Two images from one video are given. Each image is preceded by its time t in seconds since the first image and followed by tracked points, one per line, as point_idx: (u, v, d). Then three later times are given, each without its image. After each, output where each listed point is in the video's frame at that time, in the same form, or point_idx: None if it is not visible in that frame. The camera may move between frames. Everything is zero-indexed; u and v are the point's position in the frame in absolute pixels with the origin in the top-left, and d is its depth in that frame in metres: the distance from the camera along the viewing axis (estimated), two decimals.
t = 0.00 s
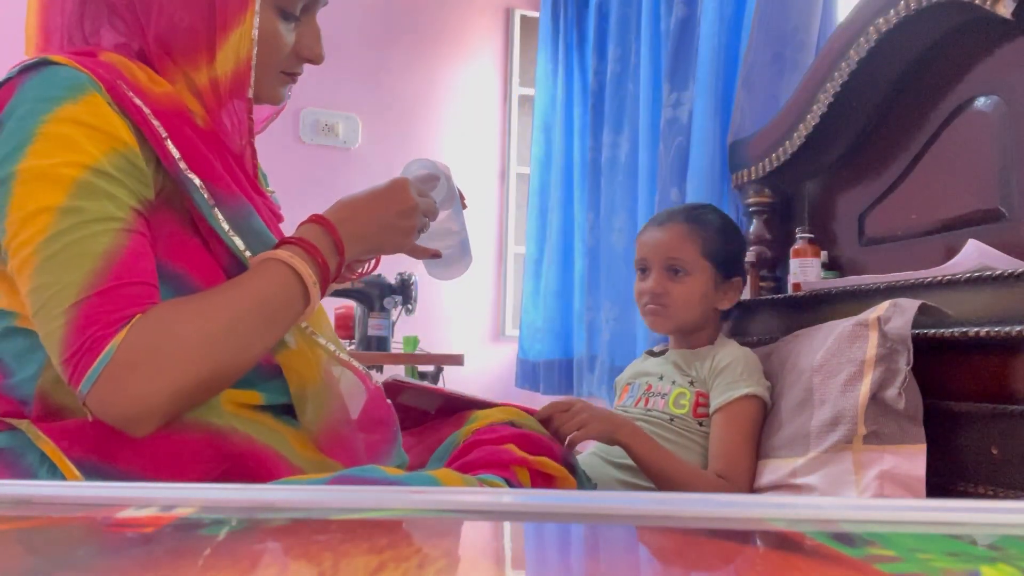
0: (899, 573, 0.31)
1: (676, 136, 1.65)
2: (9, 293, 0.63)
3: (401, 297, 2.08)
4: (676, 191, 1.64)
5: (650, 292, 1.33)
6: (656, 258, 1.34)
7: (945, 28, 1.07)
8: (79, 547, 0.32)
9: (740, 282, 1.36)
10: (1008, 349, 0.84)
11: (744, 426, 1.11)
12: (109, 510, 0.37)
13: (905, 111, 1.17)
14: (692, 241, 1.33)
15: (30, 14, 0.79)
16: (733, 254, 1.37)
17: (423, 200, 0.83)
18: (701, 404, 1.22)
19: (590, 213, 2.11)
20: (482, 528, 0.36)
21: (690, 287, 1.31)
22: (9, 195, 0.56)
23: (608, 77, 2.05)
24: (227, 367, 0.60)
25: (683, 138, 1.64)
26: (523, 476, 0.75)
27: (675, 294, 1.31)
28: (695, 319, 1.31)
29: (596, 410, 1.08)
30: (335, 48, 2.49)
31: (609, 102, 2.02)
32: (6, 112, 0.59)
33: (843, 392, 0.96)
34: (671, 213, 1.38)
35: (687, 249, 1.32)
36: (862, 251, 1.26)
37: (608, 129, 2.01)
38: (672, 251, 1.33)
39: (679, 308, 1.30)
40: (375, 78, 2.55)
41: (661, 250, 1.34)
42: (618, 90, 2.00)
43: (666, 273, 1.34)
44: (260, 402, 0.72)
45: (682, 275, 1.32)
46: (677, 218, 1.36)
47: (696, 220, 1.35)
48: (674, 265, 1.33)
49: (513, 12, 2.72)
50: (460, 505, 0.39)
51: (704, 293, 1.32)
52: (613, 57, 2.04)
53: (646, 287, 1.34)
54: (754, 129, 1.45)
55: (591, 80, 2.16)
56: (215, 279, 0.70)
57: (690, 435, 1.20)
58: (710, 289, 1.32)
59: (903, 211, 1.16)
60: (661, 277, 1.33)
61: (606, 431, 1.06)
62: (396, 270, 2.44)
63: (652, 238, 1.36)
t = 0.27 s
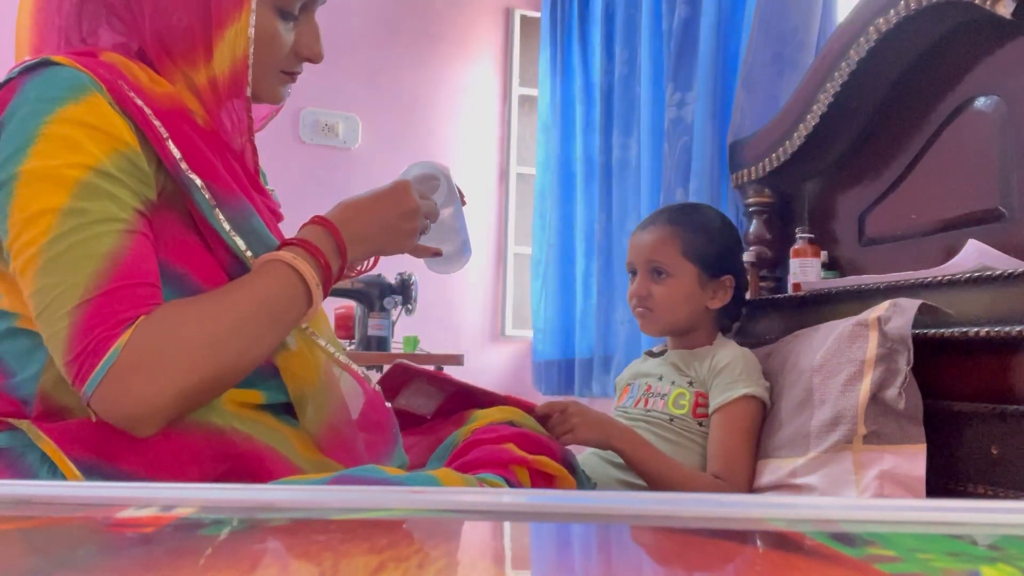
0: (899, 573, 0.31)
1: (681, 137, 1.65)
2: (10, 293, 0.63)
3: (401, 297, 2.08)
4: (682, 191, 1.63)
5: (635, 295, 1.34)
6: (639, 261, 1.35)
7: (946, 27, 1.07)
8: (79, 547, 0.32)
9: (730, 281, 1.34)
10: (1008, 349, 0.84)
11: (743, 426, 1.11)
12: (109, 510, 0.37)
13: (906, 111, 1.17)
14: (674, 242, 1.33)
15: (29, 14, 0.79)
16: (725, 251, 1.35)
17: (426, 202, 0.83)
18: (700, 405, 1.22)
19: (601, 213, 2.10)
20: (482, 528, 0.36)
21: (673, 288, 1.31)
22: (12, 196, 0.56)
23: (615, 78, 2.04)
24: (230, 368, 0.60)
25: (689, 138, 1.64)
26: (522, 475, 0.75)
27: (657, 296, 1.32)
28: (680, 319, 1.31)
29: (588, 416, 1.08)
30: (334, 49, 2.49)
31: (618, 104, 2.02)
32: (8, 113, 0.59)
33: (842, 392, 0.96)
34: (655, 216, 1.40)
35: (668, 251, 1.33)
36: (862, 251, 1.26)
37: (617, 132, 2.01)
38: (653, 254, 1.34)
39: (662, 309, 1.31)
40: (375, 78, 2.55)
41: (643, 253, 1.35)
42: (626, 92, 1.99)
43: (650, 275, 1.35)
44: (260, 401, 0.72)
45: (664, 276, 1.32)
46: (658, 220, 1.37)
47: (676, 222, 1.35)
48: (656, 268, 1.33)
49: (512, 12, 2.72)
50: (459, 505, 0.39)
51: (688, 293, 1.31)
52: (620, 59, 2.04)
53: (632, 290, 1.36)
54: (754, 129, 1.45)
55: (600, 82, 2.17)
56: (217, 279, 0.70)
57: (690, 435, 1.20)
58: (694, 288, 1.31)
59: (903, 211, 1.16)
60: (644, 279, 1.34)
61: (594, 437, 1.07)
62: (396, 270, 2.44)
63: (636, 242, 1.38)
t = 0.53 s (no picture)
0: (899, 573, 0.31)
1: (687, 138, 1.64)
2: (9, 294, 0.63)
3: (401, 297, 2.08)
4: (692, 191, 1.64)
5: (632, 293, 1.35)
6: (638, 259, 1.36)
7: (946, 27, 1.07)
8: (80, 547, 0.32)
9: (728, 281, 1.34)
10: (1008, 348, 0.84)
11: (742, 426, 1.11)
12: (109, 510, 0.37)
13: (906, 111, 1.17)
14: (672, 242, 1.34)
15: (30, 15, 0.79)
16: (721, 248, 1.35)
17: (426, 204, 0.83)
18: (700, 404, 1.22)
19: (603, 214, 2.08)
20: (482, 528, 0.36)
21: (670, 287, 1.31)
22: (11, 197, 0.56)
23: (624, 79, 2.03)
24: (230, 369, 0.60)
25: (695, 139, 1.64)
26: (522, 475, 0.75)
27: (654, 296, 1.32)
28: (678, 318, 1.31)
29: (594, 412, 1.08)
30: (334, 49, 2.49)
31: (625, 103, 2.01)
32: (7, 113, 0.59)
33: (843, 392, 0.96)
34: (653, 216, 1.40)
35: (666, 250, 1.33)
36: (862, 251, 1.26)
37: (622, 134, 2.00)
38: (650, 253, 1.34)
39: (658, 309, 1.31)
40: (375, 79, 2.55)
41: (641, 253, 1.35)
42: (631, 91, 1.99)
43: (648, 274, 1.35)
44: (260, 401, 0.72)
45: (662, 276, 1.33)
46: (657, 220, 1.37)
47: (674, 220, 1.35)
48: (654, 267, 1.34)
49: (512, 12, 2.72)
50: (460, 505, 0.39)
51: (685, 292, 1.31)
52: (624, 59, 2.03)
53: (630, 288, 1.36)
54: (754, 128, 1.45)
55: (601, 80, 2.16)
56: (216, 280, 0.70)
57: (690, 434, 1.20)
58: (692, 287, 1.32)
59: (903, 211, 1.16)
60: (642, 279, 1.34)
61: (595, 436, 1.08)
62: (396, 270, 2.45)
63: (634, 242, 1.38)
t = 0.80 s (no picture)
0: (899, 573, 0.31)
1: (687, 138, 1.64)
2: (9, 293, 0.63)
3: (401, 297, 2.08)
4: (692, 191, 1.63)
5: (639, 283, 1.33)
6: (649, 249, 1.34)
7: (946, 27, 1.07)
8: (80, 547, 0.32)
9: (735, 282, 1.35)
10: (1008, 348, 0.84)
11: (742, 426, 1.11)
12: (109, 510, 0.37)
13: (906, 111, 1.17)
14: (686, 236, 1.33)
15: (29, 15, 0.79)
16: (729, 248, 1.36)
17: (426, 206, 0.83)
18: (699, 403, 1.22)
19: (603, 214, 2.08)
20: (483, 528, 0.36)
21: (678, 281, 1.31)
22: (11, 198, 0.56)
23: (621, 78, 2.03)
24: (230, 370, 0.60)
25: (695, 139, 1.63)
26: (522, 475, 0.75)
27: (662, 288, 1.30)
28: (681, 313, 1.30)
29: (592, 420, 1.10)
30: (333, 49, 2.49)
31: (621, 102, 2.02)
32: (7, 115, 0.59)
33: (843, 392, 0.96)
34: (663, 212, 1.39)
35: (680, 243, 1.33)
36: (862, 251, 1.26)
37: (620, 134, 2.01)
38: (661, 245, 1.33)
39: (666, 301, 1.30)
40: (375, 79, 2.55)
41: (651, 244, 1.34)
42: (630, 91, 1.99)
43: (656, 265, 1.33)
44: (260, 401, 0.72)
45: (671, 268, 1.32)
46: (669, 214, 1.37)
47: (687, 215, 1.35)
48: (663, 260, 1.33)
49: (513, 12, 2.72)
50: (460, 505, 0.39)
51: (691, 288, 1.31)
52: (622, 58, 2.04)
53: (636, 277, 1.34)
54: (754, 128, 1.45)
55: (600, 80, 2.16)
56: (216, 280, 0.70)
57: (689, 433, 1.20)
58: (698, 283, 1.31)
59: (903, 211, 1.16)
60: (650, 270, 1.33)
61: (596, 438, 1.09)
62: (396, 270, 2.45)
63: (644, 236, 1.37)
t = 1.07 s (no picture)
0: (899, 574, 0.31)
1: (685, 138, 1.64)
2: (9, 294, 0.63)
3: (401, 297, 2.08)
4: (686, 190, 1.62)
5: (652, 277, 1.33)
6: (665, 244, 1.34)
7: (946, 27, 1.07)
8: (80, 547, 0.32)
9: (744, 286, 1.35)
10: (1009, 348, 0.84)
11: (742, 426, 1.11)
12: (109, 510, 0.38)
13: (906, 111, 1.17)
14: (703, 234, 1.33)
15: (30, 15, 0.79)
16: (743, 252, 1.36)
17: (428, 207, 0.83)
18: (700, 403, 1.22)
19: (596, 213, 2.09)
20: (484, 528, 0.36)
21: (692, 278, 1.30)
22: (12, 199, 0.56)
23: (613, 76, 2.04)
24: (232, 370, 0.60)
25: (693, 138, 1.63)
26: (522, 475, 0.75)
27: (675, 283, 1.31)
28: (688, 312, 1.30)
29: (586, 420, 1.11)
30: (333, 49, 2.49)
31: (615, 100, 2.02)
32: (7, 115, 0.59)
33: (843, 392, 0.96)
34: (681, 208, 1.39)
35: (697, 241, 1.32)
36: (862, 251, 1.26)
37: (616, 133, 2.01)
38: (679, 239, 1.33)
39: (677, 299, 1.30)
40: (374, 79, 2.55)
41: (669, 237, 1.34)
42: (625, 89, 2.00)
43: (671, 261, 1.33)
44: (260, 402, 0.72)
45: (686, 265, 1.32)
46: (690, 211, 1.36)
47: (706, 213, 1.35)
48: (680, 255, 1.32)
49: (513, 12, 2.72)
50: (460, 505, 0.39)
51: (703, 287, 1.30)
52: (616, 56, 2.04)
53: (650, 270, 1.34)
54: (754, 128, 1.45)
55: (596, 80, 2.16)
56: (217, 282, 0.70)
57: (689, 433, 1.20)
58: (710, 284, 1.31)
59: (903, 211, 1.16)
60: (665, 264, 1.33)
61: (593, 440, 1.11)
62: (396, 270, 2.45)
63: (662, 228, 1.36)
